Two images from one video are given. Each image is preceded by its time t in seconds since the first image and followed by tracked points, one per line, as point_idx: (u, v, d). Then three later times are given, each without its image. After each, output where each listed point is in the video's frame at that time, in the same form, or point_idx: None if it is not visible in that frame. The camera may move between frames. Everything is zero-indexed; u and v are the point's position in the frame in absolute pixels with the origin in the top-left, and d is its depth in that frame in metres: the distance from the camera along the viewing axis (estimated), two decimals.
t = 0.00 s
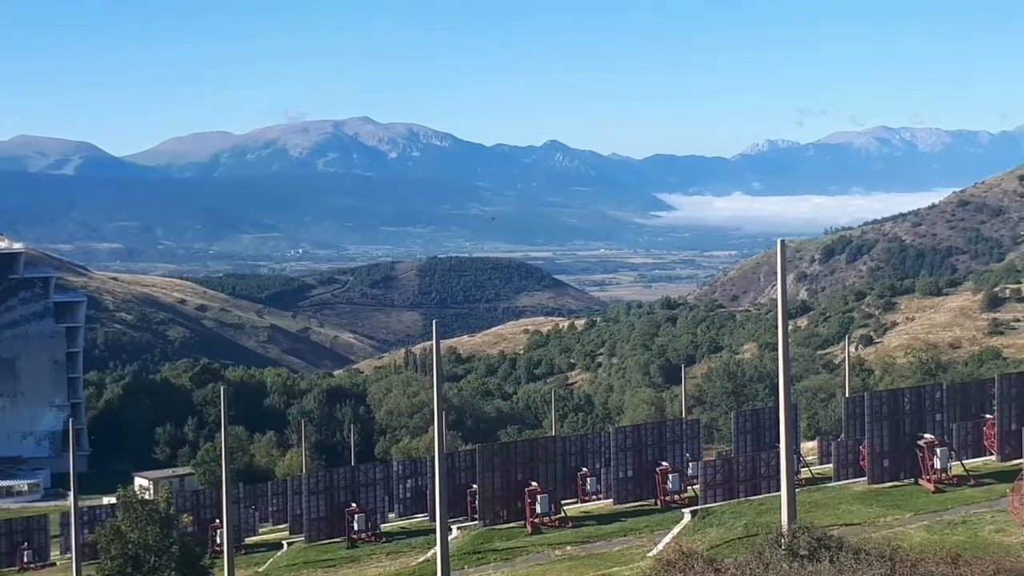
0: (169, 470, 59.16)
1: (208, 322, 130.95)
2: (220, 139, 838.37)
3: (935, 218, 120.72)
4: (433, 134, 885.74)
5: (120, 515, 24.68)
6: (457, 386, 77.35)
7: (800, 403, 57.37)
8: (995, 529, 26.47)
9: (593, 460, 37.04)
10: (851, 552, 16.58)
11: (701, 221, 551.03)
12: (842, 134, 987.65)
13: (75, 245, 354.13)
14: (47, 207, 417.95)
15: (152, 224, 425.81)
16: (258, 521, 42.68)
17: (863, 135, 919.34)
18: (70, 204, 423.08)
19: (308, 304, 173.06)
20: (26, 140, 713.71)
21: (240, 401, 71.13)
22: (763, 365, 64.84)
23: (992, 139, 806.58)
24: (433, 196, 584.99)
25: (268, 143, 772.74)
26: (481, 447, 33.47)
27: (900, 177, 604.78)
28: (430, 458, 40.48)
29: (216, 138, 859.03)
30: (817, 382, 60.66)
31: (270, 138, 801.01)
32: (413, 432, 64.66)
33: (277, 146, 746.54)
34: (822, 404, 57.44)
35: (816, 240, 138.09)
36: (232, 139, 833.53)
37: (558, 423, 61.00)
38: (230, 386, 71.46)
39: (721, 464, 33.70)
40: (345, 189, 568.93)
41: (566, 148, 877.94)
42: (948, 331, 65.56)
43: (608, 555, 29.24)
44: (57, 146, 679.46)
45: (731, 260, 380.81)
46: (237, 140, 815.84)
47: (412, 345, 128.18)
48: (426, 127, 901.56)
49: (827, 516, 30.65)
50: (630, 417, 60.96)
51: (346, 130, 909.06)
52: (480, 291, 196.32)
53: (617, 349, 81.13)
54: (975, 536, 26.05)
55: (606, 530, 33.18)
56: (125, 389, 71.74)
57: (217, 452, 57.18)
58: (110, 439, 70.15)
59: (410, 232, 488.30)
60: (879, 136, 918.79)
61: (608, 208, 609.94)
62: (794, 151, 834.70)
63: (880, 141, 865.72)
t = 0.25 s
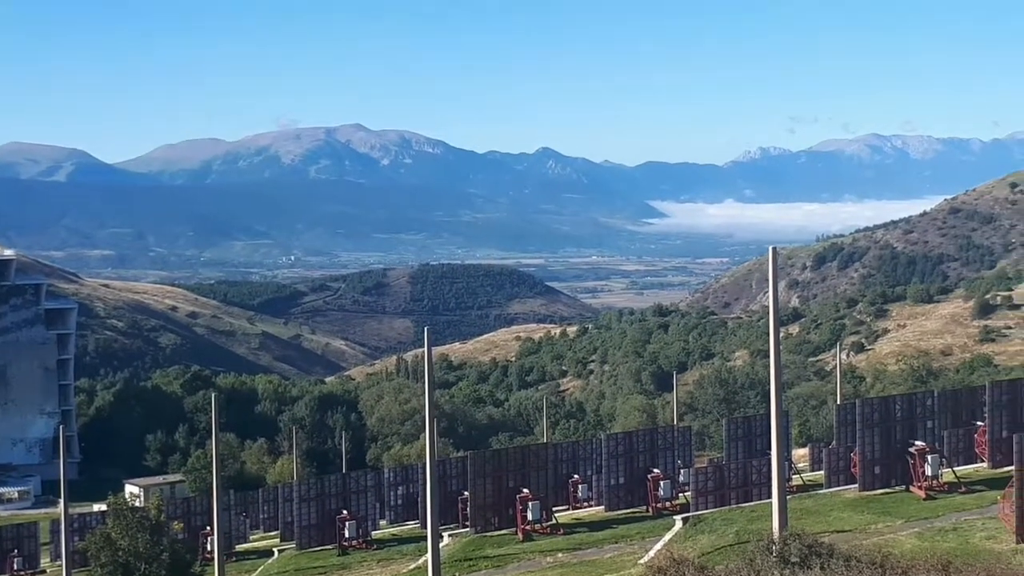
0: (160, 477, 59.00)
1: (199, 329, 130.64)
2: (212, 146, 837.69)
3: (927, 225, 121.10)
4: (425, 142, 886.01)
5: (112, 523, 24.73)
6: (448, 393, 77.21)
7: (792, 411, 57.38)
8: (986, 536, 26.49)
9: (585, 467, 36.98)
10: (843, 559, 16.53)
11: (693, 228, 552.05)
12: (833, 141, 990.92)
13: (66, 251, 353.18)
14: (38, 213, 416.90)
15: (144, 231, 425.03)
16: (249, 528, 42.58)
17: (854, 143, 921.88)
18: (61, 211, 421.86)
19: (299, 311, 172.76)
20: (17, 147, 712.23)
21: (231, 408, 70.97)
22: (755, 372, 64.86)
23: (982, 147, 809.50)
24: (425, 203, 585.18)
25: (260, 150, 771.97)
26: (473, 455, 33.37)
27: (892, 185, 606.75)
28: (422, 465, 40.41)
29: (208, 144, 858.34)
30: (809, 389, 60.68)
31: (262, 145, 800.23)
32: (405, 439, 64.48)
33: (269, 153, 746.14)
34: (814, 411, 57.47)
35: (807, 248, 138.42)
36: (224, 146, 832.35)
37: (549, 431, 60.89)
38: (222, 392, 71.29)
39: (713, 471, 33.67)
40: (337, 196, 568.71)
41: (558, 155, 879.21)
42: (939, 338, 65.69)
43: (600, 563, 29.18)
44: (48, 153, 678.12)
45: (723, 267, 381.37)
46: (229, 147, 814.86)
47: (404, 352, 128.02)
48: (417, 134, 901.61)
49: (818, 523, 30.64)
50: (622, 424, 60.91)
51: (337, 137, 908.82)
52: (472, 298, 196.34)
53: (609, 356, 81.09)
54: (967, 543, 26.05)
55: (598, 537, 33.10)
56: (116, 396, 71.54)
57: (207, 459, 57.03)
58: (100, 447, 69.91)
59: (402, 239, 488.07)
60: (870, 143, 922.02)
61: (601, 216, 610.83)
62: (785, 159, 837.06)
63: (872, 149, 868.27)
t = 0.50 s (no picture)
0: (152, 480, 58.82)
1: (192, 332, 130.35)
2: (205, 149, 836.50)
3: (919, 228, 121.43)
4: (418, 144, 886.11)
5: (104, 525, 24.62)
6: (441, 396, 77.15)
7: (784, 413, 57.45)
8: (978, 539, 26.49)
9: (577, 470, 36.96)
10: (835, 563, 16.43)
11: (686, 231, 552.81)
12: (826, 145, 993.24)
13: (58, 254, 352.27)
14: (30, 215, 415.59)
15: (136, 233, 424.17)
16: (241, 530, 42.42)
17: (846, 146, 924.23)
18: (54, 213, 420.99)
19: (292, 313, 172.48)
20: (9, 149, 710.44)
21: (223, 411, 70.85)
22: (748, 375, 64.86)
23: (974, 151, 811.95)
24: (418, 206, 585.05)
25: (253, 152, 771.19)
26: (465, 457, 33.29)
27: (884, 188, 608.41)
28: (414, 468, 40.34)
29: (200, 147, 857.18)
30: (801, 392, 60.72)
31: (255, 148, 799.44)
32: (398, 442, 64.38)
33: (261, 156, 745.35)
34: (806, 413, 57.55)
35: (800, 251, 138.67)
36: (216, 148, 831.45)
37: (542, 433, 60.84)
38: (214, 395, 71.12)
39: (705, 475, 33.66)
40: (330, 198, 568.28)
41: (551, 158, 879.86)
42: (932, 341, 65.81)
43: (592, 567, 29.10)
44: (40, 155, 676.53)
45: (716, 270, 382.02)
46: (222, 149, 814.02)
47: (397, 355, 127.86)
48: (410, 137, 901.88)
49: (811, 526, 30.61)
50: (614, 427, 60.89)
51: (330, 139, 908.48)
52: (465, 300, 196.18)
53: (601, 359, 81.05)
54: (960, 546, 26.01)
55: (590, 540, 33.02)
56: (108, 399, 71.33)
57: (200, 462, 56.94)
58: (91, 450, 69.63)
59: (395, 242, 487.87)
60: (863, 147, 924.34)
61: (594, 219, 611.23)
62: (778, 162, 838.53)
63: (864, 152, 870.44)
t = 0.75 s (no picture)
0: (140, 485, 58.64)
1: (180, 337, 130.01)
2: (193, 154, 834.67)
3: (907, 234, 121.87)
4: (407, 150, 885.78)
5: (92, 531, 24.48)
6: (430, 401, 77.11)
7: (773, 419, 57.52)
8: (966, 545, 26.56)
9: (566, 475, 37.03)
10: (823, 568, 16.37)
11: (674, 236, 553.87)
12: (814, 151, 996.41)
13: (45, 259, 350.78)
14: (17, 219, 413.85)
15: (124, 238, 422.84)
16: (229, 536, 42.24)
17: (834, 152, 927.06)
18: (41, 218, 419.33)
19: (280, 318, 172.09)
20: None
21: (212, 416, 70.66)
22: (737, 381, 64.90)
23: (961, 157, 815.34)
24: (407, 211, 584.80)
25: (241, 157, 769.71)
26: (454, 462, 33.28)
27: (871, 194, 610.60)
28: (403, 473, 40.22)
29: (188, 152, 855.35)
30: (789, 397, 60.82)
31: (243, 152, 797.88)
32: (386, 447, 64.20)
33: (250, 160, 744.24)
34: (795, 418, 57.66)
35: (788, 256, 139.07)
36: (204, 153, 829.48)
37: (530, 438, 60.82)
38: (202, 400, 70.91)
39: (694, 480, 33.70)
40: (319, 203, 567.66)
41: (540, 164, 880.91)
42: (919, 346, 66.04)
43: (581, 572, 29.07)
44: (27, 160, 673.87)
45: (704, 276, 382.81)
46: (210, 154, 812.20)
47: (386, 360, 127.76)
48: (399, 142, 901.58)
49: (799, 531, 30.63)
50: (603, 432, 60.89)
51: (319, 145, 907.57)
52: (453, 306, 196.08)
53: (590, 364, 81.06)
54: (948, 551, 26.08)
55: (579, 546, 33.01)
56: (95, 404, 71.09)
57: (188, 467, 56.83)
58: (79, 455, 69.24)
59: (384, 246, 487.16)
60: (850, 153, 927.74)
61: (583, 224, 612.03)
62: (766, 167, 840.96)
63: (852, 158, 873.45)
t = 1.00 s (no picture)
0: (127, 486, 58.44)
1: (168, 338, 129.52)
2: (181, 155, 831.94)
3: (895, 235, 122.20)
4: (396, 151, 885.22)
5: (79, 533, 24.35)
6: (418, 402, 76.98)
7: (761, 419, 57.57)
8: (953, 545, 26.59)
9: (555, 476, 37.00)
10: (811, 569, 16.34)
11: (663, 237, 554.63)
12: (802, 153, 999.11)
13: (32, 260, 349.18)
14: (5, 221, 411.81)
15: (112, 239, 421.17)
16: (217, 538, 42.10)
17: (822, 154, 929.60)
18: (29, 219, 417.45)
19: (268, 320, 171.58)
20: None
21: (200, 418, 70.44)
22: (726, 382, 64.91)
23: (949, 159, 818.47)
24: (396, 212, 584.14)
25: (230, 158, 767.80)
26: (442, 463, 33.20)
27: (860, 195, 612.62)
28: (392, 474, 40.09)
29: (176, 153, 852.82)
30: (778, 398, 60.90)
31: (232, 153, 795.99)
32: (375, 448, 64.02)
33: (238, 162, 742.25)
34: (783, 420, 57.68)
35: (777, 258, 139.37)
36: (192, 154, 827.22)
37: (519, 439, 60.76)
38: (190, 401, 70.67)
39: (683, 481, 33.69)
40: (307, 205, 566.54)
41: (529, 166, 881.03)
42: (908, 347, 66.16)
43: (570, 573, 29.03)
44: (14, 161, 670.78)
45: (693, 277, 383.58)
46: (198, 155, 810.01)
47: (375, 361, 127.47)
48: (388, 143, 900.50)
49: (787, 532, 30.65)
50: (591, 433, 60.84)
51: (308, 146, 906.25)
52: (442, 307, 195.87)
53: (578, 365, 80.99)
54: (935, 552, 26.11)
55: (567, 547, 32.96)
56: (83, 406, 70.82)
57: (176, 468, 56.69)
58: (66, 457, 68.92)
59: (373, 248, 486.51)
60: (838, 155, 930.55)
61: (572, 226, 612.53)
62: (754, 169, 842.93)
63: (840, 159, 876.02)
